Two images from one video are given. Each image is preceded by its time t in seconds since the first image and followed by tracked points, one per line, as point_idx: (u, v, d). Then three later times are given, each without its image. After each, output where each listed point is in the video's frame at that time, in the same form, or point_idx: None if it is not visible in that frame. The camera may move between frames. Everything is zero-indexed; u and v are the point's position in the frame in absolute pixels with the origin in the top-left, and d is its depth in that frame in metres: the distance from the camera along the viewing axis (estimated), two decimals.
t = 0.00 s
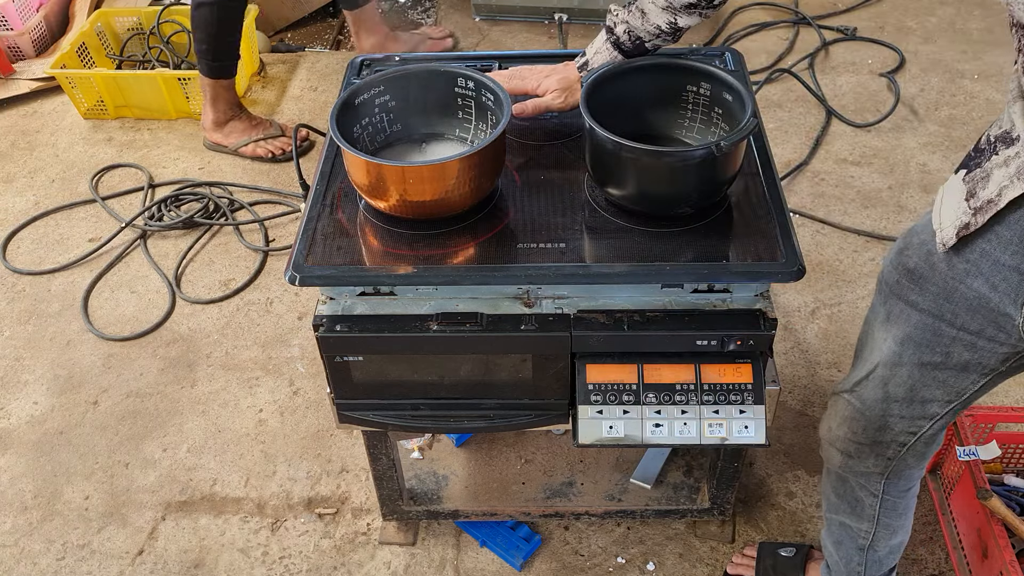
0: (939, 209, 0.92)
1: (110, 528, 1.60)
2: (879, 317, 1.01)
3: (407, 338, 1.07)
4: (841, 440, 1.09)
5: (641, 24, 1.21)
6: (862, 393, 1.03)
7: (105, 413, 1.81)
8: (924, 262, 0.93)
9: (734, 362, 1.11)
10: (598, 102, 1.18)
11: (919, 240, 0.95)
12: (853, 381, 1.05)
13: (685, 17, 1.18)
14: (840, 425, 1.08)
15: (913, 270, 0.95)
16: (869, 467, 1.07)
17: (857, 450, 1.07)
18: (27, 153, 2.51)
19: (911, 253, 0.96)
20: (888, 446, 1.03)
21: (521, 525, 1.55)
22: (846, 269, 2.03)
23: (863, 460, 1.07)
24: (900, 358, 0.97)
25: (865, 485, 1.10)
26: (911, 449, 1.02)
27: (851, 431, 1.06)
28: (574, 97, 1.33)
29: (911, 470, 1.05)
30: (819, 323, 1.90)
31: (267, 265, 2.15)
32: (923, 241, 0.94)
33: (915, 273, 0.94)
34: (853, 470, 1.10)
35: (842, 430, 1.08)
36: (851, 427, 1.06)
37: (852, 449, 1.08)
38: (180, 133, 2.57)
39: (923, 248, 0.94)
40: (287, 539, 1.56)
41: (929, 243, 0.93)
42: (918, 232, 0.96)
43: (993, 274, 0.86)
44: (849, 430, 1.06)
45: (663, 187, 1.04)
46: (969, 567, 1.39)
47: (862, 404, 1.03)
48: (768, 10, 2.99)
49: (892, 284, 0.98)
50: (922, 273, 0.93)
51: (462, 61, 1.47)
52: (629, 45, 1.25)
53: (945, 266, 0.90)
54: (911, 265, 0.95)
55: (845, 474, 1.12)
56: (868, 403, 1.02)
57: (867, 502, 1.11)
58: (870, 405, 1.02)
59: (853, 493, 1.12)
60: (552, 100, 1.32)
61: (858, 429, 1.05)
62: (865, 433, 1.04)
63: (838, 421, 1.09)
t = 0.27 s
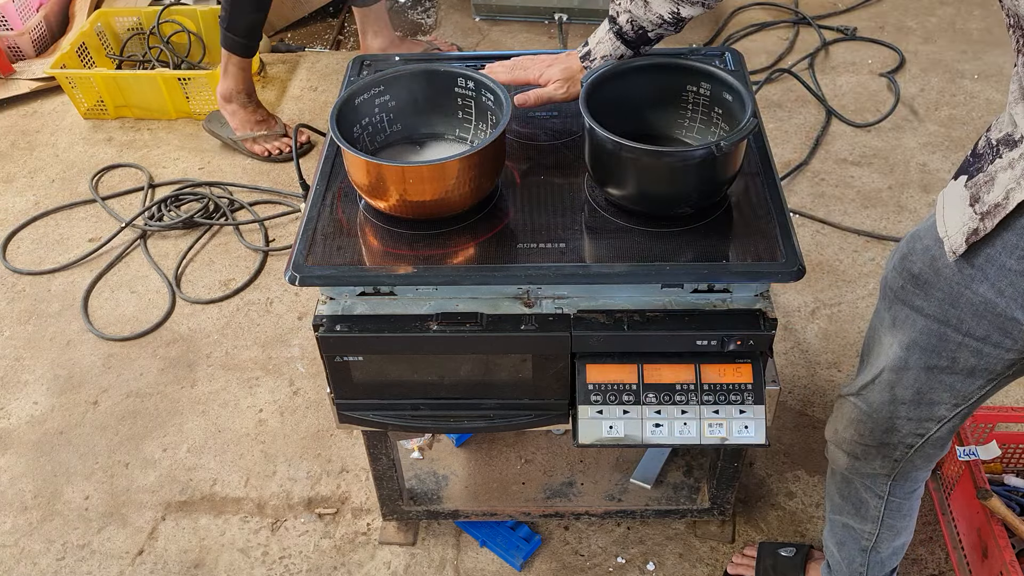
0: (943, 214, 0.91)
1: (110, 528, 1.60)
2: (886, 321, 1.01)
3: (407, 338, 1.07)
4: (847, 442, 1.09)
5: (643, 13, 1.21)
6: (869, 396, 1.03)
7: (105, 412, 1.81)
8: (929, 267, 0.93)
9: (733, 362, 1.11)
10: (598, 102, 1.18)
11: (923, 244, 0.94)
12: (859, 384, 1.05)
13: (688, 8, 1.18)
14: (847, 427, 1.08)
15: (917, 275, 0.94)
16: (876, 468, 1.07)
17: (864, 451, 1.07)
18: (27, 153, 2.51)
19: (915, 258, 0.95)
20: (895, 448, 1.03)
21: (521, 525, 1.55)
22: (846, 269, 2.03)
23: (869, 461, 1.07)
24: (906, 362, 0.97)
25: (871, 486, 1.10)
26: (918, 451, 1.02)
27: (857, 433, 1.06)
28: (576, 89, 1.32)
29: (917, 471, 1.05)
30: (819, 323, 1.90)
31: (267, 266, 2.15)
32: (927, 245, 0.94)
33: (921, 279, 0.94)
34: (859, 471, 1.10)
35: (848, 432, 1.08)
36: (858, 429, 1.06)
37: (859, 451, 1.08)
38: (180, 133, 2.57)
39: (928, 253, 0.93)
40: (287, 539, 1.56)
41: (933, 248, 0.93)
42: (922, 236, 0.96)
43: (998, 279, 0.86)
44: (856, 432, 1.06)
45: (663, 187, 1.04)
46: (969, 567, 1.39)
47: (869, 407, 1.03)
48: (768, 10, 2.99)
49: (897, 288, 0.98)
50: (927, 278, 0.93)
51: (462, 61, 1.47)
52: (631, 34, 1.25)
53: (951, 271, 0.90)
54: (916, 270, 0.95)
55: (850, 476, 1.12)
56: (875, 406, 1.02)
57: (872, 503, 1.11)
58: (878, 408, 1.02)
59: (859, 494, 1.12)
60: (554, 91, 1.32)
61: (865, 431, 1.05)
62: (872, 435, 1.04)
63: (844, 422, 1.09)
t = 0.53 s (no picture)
0: (944, 222, 0.92)
1: (110, 528, 1.60)
2: (885, 328, 1.01)
3: (407, 338, 1.07)
4: (847, 447, 1.08)
5: (641, 16, 1.21)
6: (869, 403, 1.03)
7: (105, 412, 1.81)
8: (928, 276, 0.93)
9: (733, 362, 1.11)
10: (598, 104, 1.17)
11: (921, 252, 0.95)
12: (859, 390, 1.05)
13: (686, 11, 1.18)
14: (847, 432, 1.07)
15: (916, 283, 0.95)
16: (876, 474, 1.07)
17: (864, 456, 1.07)
18: (27, 153, 2.51)
19: (914, 266, 0.95)
20: (896, 454, 1.03)
21: (521, 525, 1.55)
22: (846, 269, 2.03)
23: (869, 467, 1.07)
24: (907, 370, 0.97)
25: (871, 491, 1.10)
26: (918, 456, 1.02)
27: (857, 439, 1.06)
28: (574, 92, 1.32)
29: (917, 476, 1.05)
30: (819, 323, 1.90)
31: (267, 266, 2.15)
32: (926, 254, 0.94)
33: (920, 287, 0.94)
34: (858, 476, 1.09)
35: (847, 437, 1.08)
36: (858, 435, 1.05)
37: (858, 456, 1.07)
38: (180, 133, 2.57)
39: (926, 261, 0.94)
40: (287, 539, 1.56)
41: (932, 257, 0.93)
42: (920, 245, 0.96)
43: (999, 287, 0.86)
44: (856, 438, 1.06)
45: (664, 188, 1.04)
46: (969, 567, 1.39)
47: (869, 412, 1.03)
48: (768, 10, 2.99)
49: (896, 296, 0.98)
50: (927, 286, 0.93)
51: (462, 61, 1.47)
52: (629, 38, 1.25)
53: (951, 280, 0.90)
54: (915, 279, 0.95)
55: (851, 480, 1.11)
56: (875, 412, 1.02)
57: (872, 508, 1.11)
58: (878, 414, 1.02)
59: (858, 498, 1.12)
60: (551, 94, 1.31)
61: (865, 437, 1.05)
62: (872, 441, 1.04)
63: (843, 428, 1.09)
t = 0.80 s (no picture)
0: (935, 222, 0.92)
1: (110, 528, 1.60)
2: (882, 329, 1.01)
3: (407, 338, 1.07)
4: (849, 447, 1.08)
5: None
6: (870, 402, 1.03)
7: (105, 412, 1.81)
8: (921, 277, 0.94)
9: (734, 362, 1.11)
10: (597, 103, 1.17)
11: (913, 253, 0.96)
12: (859, 390, 1.05)
13: None
14: (848, 432, 1.07)
15: (909, 284, 0.95)
16: (878, 472, 1.07)
17: (867, 455, 1.07)
18: (27, 153, 2.51)
19: (906, 267, 0.96)
20: (898, 452, 1.03)
21: (521, 525, 1.55)
22: (846, 269, 2.03)
23: (871, 465, 1.07)
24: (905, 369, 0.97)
25: (874, 488, 1.09)
26: (921, 453, 1.02)
27: (859, 439, 1.06)
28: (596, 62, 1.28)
29: (920, 474, 1.05)
30: (819, 323, 1.90)
31: (267, 266, 2.15)
32: (917, 254, 0.95)
33: (913, 288, 0.95)
34: (860, 474, 1.09)
35: (848, 437, 1.08)
36: (860, 435, 1.05)
37: (860, 455, 1.07)
38: (180, 133, 2.57)
39: (918, 262, 0.95)
40: (287, 539, 1.56)
41: (923, 257, 0.94)
42: (911, 246, 0.97)
43: (989, 286, 0.86)
44: (857, 438, 1.06)
45: (663, 188, 1.04)
46: (969, 567, 1.39)
47: (870, 412, 1.03)
48: (768, 10, 2.99)
49: (890, 298, 0.99)
50: (920, 286, 0.94)
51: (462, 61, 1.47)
52: (663, 14, 1.22)
53: (944, 280, 0.91)
54: (908, 280, 0.96)
55: (851, 478, 1.11)
56: (876, 412, 1.02)
57: (874, 506, 1.11)
58: (880, 413, 1.02)
59: (860, 497, 1.12)
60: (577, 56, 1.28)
61: (866, 437, 1.05)
62: (874, 440, 1.04)
63: (843, 427, 1.09)
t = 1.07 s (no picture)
0: (905, 213, 0.94)
1: (110, 528, 1.60)
2: (865, 331, 1.03)
3: (407, 338, 1.07)
4: (847, 442, 1.09)
5: None
6: (861, 400, 1.04)
7: (105, 413, 1.81)
8: (894, 277, 0.96)
9: (734, 362, 1.11)
10: (596, 104, 1.17)
11: (882, 254, 0.98)
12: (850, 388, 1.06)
13: None
14: (844, 429, 1.08)
15: (884, 285, 0.97)
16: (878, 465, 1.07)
17: (865, 450, 1.07)
18: (27, 153, 2.51)
19: (878, 268, 0.98)
20: (894, 444, 1.03)
21: (521, 525, 1.55)
22: (846, 269, 2.03)
23: (871, 459, 1.07)
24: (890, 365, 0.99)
25: (875, 481, 1.10)
26: (917, 444, 1.02)
27: (855, 435, 1.07)
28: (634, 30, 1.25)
29: (921, 465, 1.05)
30: (819, 323, 1.90)
31: (267, 266, 2.15)
32: (887, 255, 0.97)
33: (888, 288, 0.97)
34: (860, 468, 1.10)
35: (846, 434, 1.09)
36: (855, 431, 1.06)
37: (858, 450, 1.08)
38: (180, 133, 2.57)
39: (889, 263, 0.96)
40: (287, 539, 1.56)
41: (893, 258, 0.96)
42: (881, 248, 0.99)
43: (961, 280, 0.88)
44: (853, 434, 1.07)
45: (662, 187, 1.04)
46: (969, 567, 1.39)
47: (863, 409, 1.04)
48: (768, 10, 2.99)
49: (867, 301, 1.01)
50: (895, 286, 0.96)
51: (462, 61, 1.47)
52: None
53: (917, 278, 0.93)
54: (882, 281, 0.97)
55: (854, 473, 1.12)
56: (868, 409, 1.03)
57: (877, 498, 1.11)
58: (871, 410, 1.03)
59: (861, 491, 1.13)
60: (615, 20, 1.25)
61: (862, 433, 1.06)
62: (869, 435, 1.05)
63: (840, 424, 1.10)
